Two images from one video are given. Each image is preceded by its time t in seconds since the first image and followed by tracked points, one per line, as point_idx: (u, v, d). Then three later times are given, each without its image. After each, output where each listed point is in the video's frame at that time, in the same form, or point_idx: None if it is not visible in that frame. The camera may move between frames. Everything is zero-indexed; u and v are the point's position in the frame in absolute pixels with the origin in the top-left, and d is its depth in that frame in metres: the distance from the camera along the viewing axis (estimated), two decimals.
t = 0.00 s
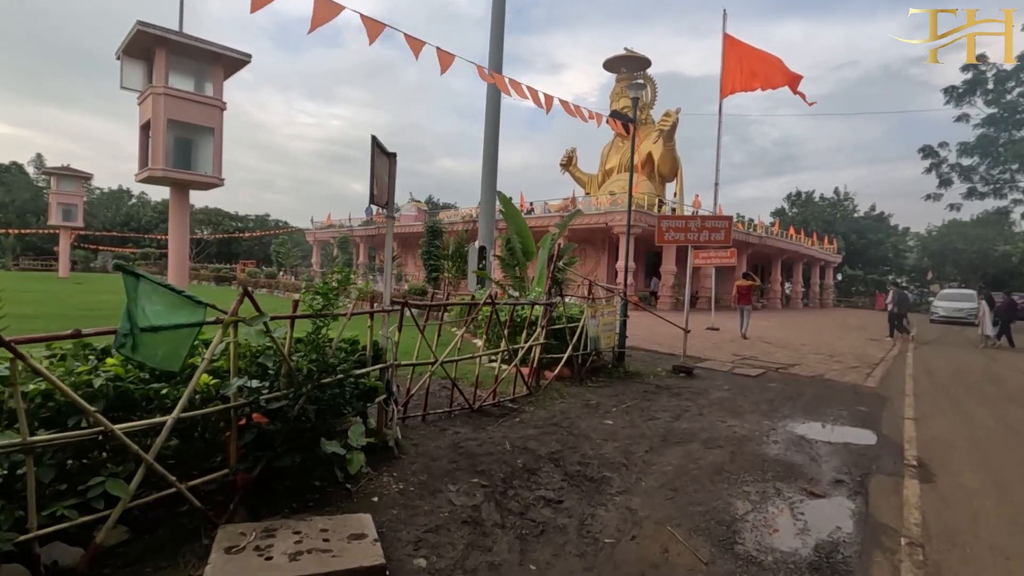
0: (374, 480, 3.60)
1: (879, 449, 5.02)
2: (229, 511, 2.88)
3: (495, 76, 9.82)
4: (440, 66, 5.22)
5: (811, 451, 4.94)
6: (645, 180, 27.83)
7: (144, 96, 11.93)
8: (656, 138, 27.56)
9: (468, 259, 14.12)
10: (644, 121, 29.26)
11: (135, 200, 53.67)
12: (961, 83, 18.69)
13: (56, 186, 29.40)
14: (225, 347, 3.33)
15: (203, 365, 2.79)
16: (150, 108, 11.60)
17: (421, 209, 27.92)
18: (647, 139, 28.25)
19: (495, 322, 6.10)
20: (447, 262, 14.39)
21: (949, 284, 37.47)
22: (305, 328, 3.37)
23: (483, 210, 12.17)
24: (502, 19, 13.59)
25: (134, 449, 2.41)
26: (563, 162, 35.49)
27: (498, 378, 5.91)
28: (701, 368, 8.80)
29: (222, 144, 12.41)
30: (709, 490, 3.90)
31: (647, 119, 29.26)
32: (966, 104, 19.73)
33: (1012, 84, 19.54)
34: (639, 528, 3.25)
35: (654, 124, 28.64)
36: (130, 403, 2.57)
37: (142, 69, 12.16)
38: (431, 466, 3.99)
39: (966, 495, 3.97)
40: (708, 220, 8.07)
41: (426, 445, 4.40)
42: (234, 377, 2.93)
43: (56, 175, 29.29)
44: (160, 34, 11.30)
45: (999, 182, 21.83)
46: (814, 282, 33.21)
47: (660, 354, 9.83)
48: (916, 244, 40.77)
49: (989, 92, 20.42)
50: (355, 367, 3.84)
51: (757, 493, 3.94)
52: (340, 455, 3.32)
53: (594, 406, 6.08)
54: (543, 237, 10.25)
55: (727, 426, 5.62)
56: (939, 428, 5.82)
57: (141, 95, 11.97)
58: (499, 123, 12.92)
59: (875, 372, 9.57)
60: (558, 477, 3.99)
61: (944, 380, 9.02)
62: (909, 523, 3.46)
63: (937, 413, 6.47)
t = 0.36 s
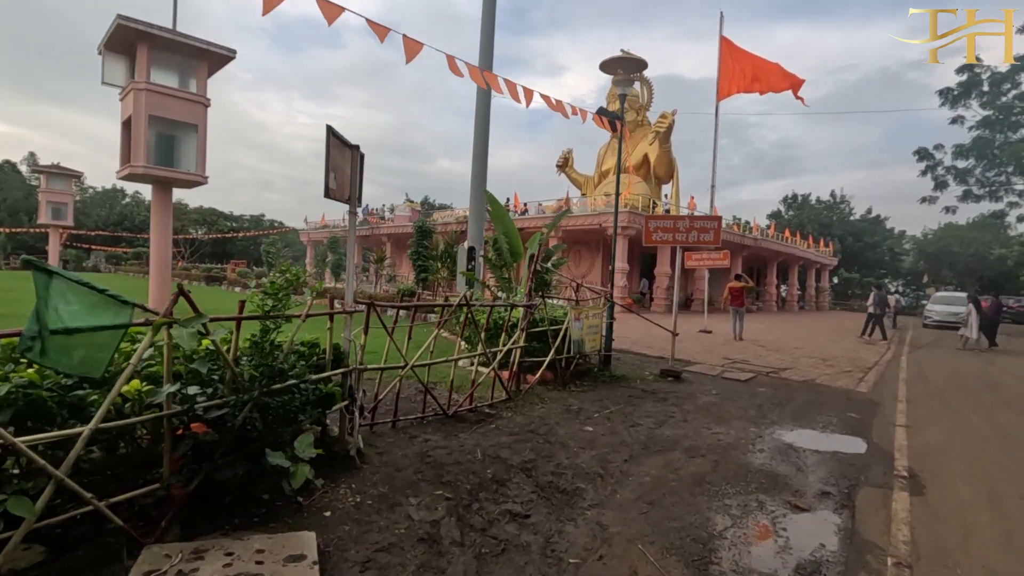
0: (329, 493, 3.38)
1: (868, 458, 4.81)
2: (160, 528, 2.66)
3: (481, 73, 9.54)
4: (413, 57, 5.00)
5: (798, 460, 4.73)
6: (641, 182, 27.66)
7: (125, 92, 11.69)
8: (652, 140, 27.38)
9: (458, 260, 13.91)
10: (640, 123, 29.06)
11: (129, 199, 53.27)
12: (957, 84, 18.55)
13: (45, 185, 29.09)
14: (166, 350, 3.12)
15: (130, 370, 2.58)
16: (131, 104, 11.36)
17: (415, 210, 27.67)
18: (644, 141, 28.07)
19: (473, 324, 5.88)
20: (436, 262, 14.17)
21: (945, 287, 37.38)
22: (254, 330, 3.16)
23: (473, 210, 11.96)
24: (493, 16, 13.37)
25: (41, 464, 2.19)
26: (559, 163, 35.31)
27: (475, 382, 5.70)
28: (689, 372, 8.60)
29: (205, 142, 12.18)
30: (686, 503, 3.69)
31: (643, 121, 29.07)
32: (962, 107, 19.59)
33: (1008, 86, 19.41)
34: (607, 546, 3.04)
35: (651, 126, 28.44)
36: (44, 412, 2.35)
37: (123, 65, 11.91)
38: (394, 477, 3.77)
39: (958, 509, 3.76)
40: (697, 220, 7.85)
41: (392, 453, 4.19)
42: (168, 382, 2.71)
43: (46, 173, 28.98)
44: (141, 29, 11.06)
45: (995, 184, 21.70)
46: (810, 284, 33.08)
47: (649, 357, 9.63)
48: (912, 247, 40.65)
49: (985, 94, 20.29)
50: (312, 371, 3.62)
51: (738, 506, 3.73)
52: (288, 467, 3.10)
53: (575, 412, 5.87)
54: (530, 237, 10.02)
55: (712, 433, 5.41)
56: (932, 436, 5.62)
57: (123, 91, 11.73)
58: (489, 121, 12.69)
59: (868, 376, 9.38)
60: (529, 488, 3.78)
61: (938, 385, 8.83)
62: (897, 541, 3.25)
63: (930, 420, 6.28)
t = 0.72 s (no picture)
0: (283, 507, 3.15)
1: (861, 466, 4.61)
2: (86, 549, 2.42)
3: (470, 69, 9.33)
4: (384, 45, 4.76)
5: (788, 468, 4.53)
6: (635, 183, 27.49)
7: (105, 88, 11.42)
8: (646, 141, 27.24)
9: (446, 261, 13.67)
10: (634, 125, 28.90)
11: (120, 200, 52.74)
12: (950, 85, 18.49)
13: (31, 184, 28.70)
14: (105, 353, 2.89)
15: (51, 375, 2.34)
16: (110, 101, 11.10)
17: (407, 211, 27.41)
18: (638, 143, 27.91)
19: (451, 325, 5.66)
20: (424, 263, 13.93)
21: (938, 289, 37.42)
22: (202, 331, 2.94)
23: (461, 210, 11.74)
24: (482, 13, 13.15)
25: None
26: (553, 165, 35.14)
27: (454, 386, 5.47)
28: (679, 375, 8.40)
29: (187, 139, 11.91)
30: (668, 516, 3.47)
31: (637, 123, 28.90)
32: (955, 108, 19.54)
33: (1001, 87, 19.38)
34: (580, 565, 2.81)
35: (644, 127, 28.29)
36: None
37: (103, 60, 11.63)
38: (358, 488, 3.54)
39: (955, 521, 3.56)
40: (687, 219, 7.66)
41: (359, 462, 3.95)
42: (96, 388, 2.47)
43: (32, 173, 28.59)
44: (121, 24, 10.80)
45: (988, 186, 21.67)
46: (804, 286, 33.03)
47: (639, 360, 9.39)
48: (905, 249, 40.68)
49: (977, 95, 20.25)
50: (268, 376, 3.39)
51: (723, 518, 3.51)
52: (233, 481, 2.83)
53: (558, 417, 5.65)
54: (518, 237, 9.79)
55: (700, 440, 5.19)
56: (926, 441, 5.43)
57: (102, 88, 11.46)
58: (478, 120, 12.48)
59: (861, 379, 9.21)
60: (501, 500, 3.55)
61: (932, 388, 8.66)
62: (890, 557, 3.05)
63: (925, 425, 6.09)
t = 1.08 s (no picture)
0: (222, 534, 2.84)
1: (859, 480, 4.32)
2: None
3: (461, 64, 9.06)
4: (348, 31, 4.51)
5: (780, 483, 4.24)
6: (630, 184, 27.24)
7: (80, 84, 11.08)
8: (641, 142, 26.98)
9: (435, 264, 13.35)
10: (630, 125, 28.60)
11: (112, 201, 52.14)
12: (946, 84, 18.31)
13: (18, 185, 28.28)
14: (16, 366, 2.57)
15: None
16: (86, 97, 10.77)
17: (399, 211, 27.09)
18: (633, 143, 27.65)
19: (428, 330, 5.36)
20: (412, 265, 13.60)
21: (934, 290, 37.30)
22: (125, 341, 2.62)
23: (449, 210, 11.45)
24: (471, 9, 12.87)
25: None
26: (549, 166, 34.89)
27: (431, 394, 5.17)
28: (670, 380, 8.12)
29: (167, 137, 11.60)
30: (650, 540, 3.17)
31: (633, 123, 28.60)
32: (951, 107, 19.35)
33: (997, 86, 19.21)
34: None
35: (640, 128, 28.02)
36: None
37: (78, 56, 11.29)
38: (311, 510, 3.24)
39: (960, 544, 3.28)
40: (677, 219, 7.38)
41: (317, 480, 3.65)
42: None
43: (19, 173, 28.17)
44: (97, 17, 10.47)
45: (985, 186, 21.49)
46: (800, 287, 32.84)
47: (629, 364, 9.09)
48: (901, 250, 40.53)
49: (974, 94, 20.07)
50: (209, 388, 3.08)
51: (710, 543, 3.21)
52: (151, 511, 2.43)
53: (540, 427, 5.35)
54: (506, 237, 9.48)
55: (688, 452, 4.91)
56: (926, 452, 5.15)
57: (78, 84, 11.12)
58: (467, 118, 12.19)
59: (858, 383, 8.95)
60: (467, 523, 3.25)
61: (930, 393, 8.41)
62: None
63: (924, 434, 5.82)
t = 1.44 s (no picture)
0: (154, 557, 2.63)
1: (847, 495, 4.12)
2: None
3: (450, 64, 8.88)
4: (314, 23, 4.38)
5: (765, 497, 4.03)
6: (627, 187, 27.09)
7: (61, 83, 10.89)
8: (638, 145, 26.81)
9: (425, 267, 13.14)
10: (627, 128, 28.43)
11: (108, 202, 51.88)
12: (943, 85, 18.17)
13: (11, 186, 28.07)
14: None
15: None
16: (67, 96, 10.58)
17: (394, 214, 26.89)
18: (630, 146, 27.50)
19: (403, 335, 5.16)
20: (402, 268, 13.39)
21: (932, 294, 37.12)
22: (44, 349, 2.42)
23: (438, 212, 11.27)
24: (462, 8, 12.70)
25: None
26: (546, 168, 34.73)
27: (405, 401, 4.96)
28: (659, 386, 7.91)
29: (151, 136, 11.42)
30: (620, 562, 2.96)
31: (631, 126, 28.42)
32: (949, 109, 19.19)
33: (994, 88, 19.06)
34: None
35: (637, 130, 27.84)
36: None
37: (60, 55, 11.10)
38: (258, 529, 3.03)
39: (951, 567, 3.07)
40: (664, 221, 7.20)
41: (271, 495, 3.44)
42: None
43: (12, 174, 27.97)
44: (79, 15, 10.28)
45: (983, 190, 21.33)
46: (798, 291, 32.66)
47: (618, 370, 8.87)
48: (900, 254, 40.33)
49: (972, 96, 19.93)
50: (146, 399, 2.87)
51: (684, 565, 2.99)
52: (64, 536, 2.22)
53: (519, 436, 5.15)
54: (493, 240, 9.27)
55: (671, 463, 4.70)
56: (919, 464, 4.94)
57: (59, 82, 10.93)
58: (457, 119, 12.01)
59: (852, 390, 8.74)
60: (425, 543, 3.03)
61: (925, 400, 8.20)
62: None
63: (917, 444, 5.61)
